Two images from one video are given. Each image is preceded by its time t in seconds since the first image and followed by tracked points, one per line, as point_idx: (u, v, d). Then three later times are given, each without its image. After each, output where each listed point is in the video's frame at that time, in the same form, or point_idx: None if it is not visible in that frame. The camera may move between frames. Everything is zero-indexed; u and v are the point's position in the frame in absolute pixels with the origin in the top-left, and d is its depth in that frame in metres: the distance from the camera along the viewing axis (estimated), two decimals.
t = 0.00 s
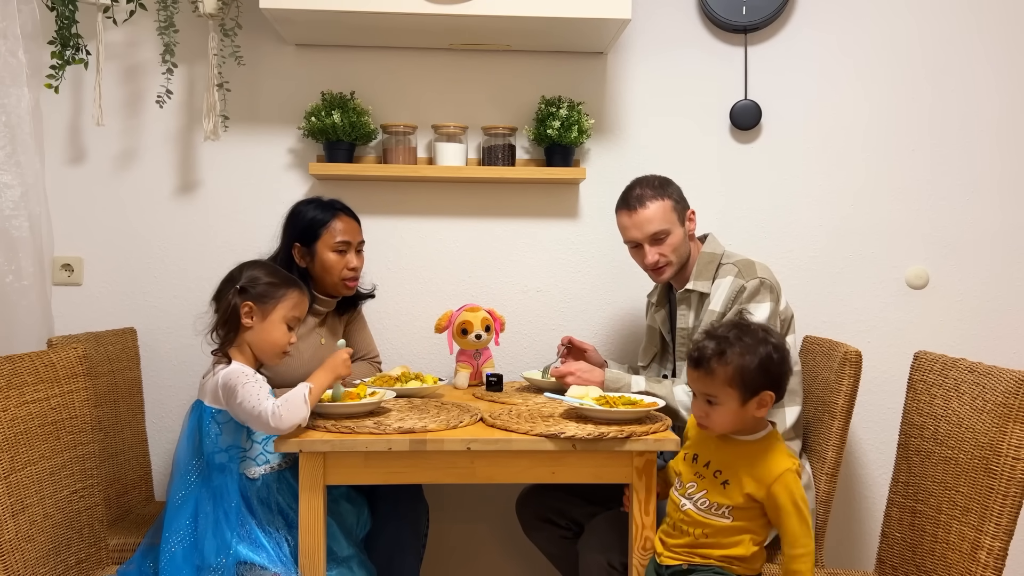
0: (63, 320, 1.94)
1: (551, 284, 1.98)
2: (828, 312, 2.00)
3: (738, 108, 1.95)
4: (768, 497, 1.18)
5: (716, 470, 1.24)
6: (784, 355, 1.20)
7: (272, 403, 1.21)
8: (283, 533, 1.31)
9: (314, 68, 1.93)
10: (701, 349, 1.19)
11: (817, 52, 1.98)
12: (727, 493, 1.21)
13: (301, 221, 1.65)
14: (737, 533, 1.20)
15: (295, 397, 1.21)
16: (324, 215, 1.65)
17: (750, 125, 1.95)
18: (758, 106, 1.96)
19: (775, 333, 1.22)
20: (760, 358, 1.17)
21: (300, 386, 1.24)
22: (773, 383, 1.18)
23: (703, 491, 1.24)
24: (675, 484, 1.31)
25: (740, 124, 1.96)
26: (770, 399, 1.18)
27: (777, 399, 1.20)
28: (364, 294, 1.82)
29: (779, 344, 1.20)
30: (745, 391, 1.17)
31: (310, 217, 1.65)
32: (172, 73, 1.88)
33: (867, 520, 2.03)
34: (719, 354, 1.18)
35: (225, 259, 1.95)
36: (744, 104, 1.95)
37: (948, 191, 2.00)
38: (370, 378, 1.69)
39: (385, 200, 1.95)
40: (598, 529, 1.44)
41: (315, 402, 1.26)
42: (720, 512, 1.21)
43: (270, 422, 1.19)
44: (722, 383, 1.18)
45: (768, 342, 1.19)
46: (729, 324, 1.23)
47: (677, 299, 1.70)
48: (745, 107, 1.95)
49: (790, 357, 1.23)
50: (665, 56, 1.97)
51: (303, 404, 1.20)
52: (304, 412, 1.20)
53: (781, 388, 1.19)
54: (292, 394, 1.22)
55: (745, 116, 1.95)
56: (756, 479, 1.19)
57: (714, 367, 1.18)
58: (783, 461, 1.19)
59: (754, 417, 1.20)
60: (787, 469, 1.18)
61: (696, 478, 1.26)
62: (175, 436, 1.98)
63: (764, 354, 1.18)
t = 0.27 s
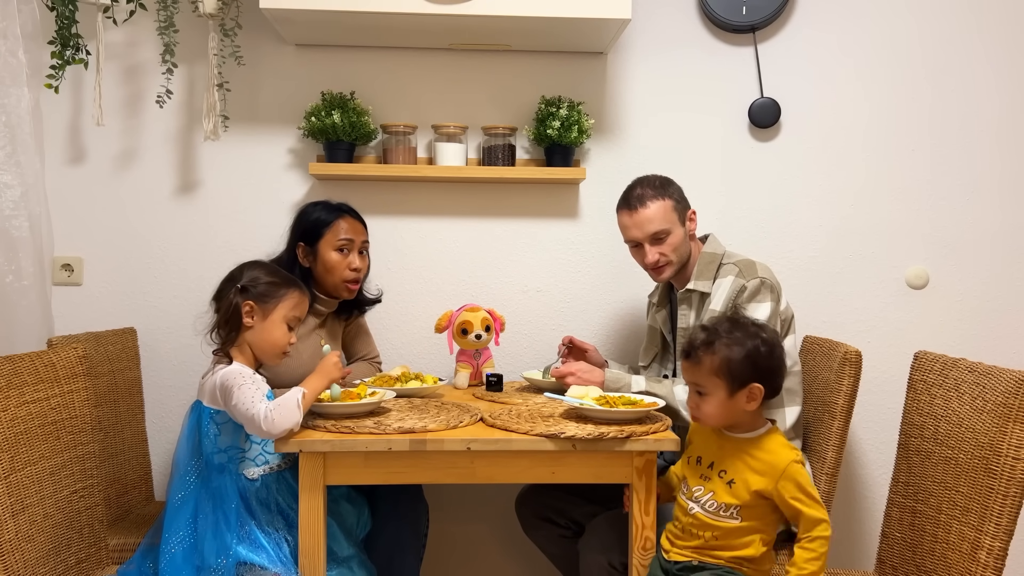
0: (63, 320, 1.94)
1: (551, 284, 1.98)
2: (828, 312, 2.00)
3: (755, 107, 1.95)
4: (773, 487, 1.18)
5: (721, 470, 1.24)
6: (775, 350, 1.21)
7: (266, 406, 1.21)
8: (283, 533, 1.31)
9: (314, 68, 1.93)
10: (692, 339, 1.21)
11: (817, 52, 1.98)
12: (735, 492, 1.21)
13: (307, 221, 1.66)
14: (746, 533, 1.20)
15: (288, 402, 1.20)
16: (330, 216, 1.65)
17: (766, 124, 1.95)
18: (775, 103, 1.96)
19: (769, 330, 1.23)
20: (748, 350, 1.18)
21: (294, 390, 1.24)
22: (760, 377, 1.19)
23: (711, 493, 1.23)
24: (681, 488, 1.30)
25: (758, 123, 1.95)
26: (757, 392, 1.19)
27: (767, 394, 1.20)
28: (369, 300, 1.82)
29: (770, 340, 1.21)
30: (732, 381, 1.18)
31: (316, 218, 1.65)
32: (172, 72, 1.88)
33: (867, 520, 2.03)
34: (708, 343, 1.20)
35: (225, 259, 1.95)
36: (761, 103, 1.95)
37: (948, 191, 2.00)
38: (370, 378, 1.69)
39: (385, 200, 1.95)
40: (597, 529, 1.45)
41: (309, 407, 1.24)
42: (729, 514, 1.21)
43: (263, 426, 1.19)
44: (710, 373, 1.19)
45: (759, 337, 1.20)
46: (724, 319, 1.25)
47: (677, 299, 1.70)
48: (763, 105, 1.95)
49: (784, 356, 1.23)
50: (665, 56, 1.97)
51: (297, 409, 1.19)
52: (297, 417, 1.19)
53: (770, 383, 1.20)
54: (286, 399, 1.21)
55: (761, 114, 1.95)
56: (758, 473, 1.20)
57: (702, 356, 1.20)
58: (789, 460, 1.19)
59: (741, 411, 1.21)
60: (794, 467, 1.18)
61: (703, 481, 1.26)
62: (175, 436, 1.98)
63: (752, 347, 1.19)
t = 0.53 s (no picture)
0: (63, 320, 1.94)
1: (551, 284, 1.98)
2: (828, 312, 2.00)
3: (740, 108, 1.95)
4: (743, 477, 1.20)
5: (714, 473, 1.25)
6: (769, 358, 1.20)
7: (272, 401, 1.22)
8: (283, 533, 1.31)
9: (314, 68, 1.93)
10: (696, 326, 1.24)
11: (817, 52, 1.98)
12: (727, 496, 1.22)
13: (310, 223, 1.65)
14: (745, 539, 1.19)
15: (295, 396, 1.21)
16: (333, 217, 1.65)
17: (751, 124, 1.95)
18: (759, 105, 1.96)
19: (772, 338, 1.22)
20: (736, 352, 1.18)
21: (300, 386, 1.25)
22: (742, 381, 1.19)
23: (707, 497, 1.24)
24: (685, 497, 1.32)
25: (741, 124, 1.95)
26: (735, 396, 1.19)
27: (748, 401, 1.20)
28: (369, 302, 1.82)
29: (768, 351, 1.20)
30: (712, 376, 1.19)
31: (318, 219, 1.65)
32: (172, 72, 1.88)
33: (867, 520, 2.03)
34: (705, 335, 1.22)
35: (225, 259, 1.95)
36: (746, 104, 1.95)
37: (948, 191, 2.00)
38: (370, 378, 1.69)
39: (385, 200, 1.95)
40: (597, 529, 1.45)
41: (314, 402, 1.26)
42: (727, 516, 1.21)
43: (272, 420, 1.19)
44: (696, 363, 1.21)
45: (757, 344, 1.19)
46: (736, 318, 1.25)
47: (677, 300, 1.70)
48: (747, 106, 1.95)
49: (782, 370, 1.21)
50: (665, 56, 1.97)
51: (303, 402, 1.21)
52: (304, 410, 1.20)
53: (753, 391, 1.19)
54: (292, 393, 1.23)
55: (746, 116, 1.95)
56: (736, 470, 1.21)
57: (695, 344, 1.22)
58: (771, 461, 1.18)
59: (721, 411, 1.21)
60: (775, 467, 1.17)
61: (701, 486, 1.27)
62: (175, 436, 1.98)
63: (744, 352, 1.19)
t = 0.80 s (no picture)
0: (63, 320, 1.94)
1: (551, 284, 1.98)
2: (828, 312, 2.00)
3: (716, 108, 1.95)
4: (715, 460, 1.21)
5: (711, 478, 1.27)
6: (758, 368, 1.19)
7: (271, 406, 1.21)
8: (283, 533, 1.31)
9: (313, 68, 1.93)
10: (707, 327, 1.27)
11: (817, 52, 1.98)
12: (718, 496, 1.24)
13: (308, 224, 1.65)
14: (745, 538, 1.21)
15: (294, 402, 1.20)
16: (333, 220, 1.65)
17: (728, 124, 1.95)
18: (737, 106, 1.96)
19: (772, 350, 1.21)
20: (723, 354, 1.20)
21: (299, 391, 1.23)
22: (724, 383, 1.20)
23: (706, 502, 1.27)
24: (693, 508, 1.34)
25: (718, 124, 1.95)
26: (716, 395, 1.21)
27: (729, 405, 1.21)
28: (364, 298, 1.83)
29: (761, 362, 1.19)
30: (700, 373, 1.22)
31: (317, 223, 1.64)
32: (172, 72, 1.88)
33: (867, 520, 2.03)
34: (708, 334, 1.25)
35: (225, 259, 1.95)
36: (723, 104, 1.95)
37: (948, 191, 2.00)
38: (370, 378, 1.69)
39: (385, 200, 1.95)
40: (596, 530, 1.45)
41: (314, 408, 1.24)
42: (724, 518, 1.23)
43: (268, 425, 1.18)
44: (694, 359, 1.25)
45: (750, 353, 1.20)
46: (751, 329, 1.25)
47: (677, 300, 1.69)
48: (724, 107, 1.95)
49: (774, 384, 1.20)
50: (665, 56, 1.97)
51: (303, 409, 1.19)
52: (302, 418, 1.18)
53: (735, 395, 1.20)
54: (292, 399, 1.21)
55: (723, 115, 1.95)
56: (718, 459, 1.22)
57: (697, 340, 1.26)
58: (728, 454, 1.17)
59: (704, 409, 1.24)
60: (728, 460, 1.17)
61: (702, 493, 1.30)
62: (175, 436, 1.98)
63: (733, 356, 1.20)
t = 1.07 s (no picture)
0: (63, 321, 1.94)
1: (551, 284, 1.98)
2: (828, 312, 2.00)
3: (727, 108, 1.95)
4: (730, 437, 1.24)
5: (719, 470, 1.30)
6: (770, 369, 1.21)
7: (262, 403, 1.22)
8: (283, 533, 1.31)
9: (313, 68, 1.93)
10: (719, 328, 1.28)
11: (817, 52, 1.98)
12: (721, 485, 1.28)
13: (308, 226, 1.65)
14: (741, 527, 1.24)
15: (284, 398, 1.20)
16: (334, 221, 1.65)
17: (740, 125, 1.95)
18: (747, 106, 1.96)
19: (784, 352, 1.22)
20: (736, 355, 1.21)
21: (288, 385, 1.23)
22: (737, 383, 1.22)
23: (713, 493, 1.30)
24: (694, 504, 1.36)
25: (728, 124, 1.95)
26: (728, 395, 1.23)
27: (741, 405, 1.23)
28: (364, 298, 1.83)
29: (773, 363, 1.21)
30: (714, 373, 1.24)
31: (318, 223, 1.65)
32: (172, 72, 1.88)
33: (867, 520, 2.03)
34: (721, 335, 1.26)
35: (225, 259, 1.95)
36: (733, 104, 1.95)
37: (948, 191, 2.00)
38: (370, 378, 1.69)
39: (385, 200, 1.95)
40: (597, 531, 1.45)
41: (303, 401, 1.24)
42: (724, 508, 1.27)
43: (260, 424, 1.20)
44: (706, 359, 1.26)
45: (763, 354, 1.21)
46: (763, 330, 1.26)
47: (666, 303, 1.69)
48: (733, 107, 1.95)
49: (786, 385, 1.22)
50: (665, 56, 1.97)
51: (291, 405, 1.19)
52: (292, 414, 1.19)
53: (748, 395, 1.22)
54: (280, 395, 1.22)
55: (734, 116, 1.95)
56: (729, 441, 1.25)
57: (710, 341, 1.27)
58: (740, 438, 1.20)
59: (716, 408, 1.26)
60: (739, 446, 1.19)
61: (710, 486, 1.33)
62: (175, 436, 1.98)
63: (747, 357, 1.21)
